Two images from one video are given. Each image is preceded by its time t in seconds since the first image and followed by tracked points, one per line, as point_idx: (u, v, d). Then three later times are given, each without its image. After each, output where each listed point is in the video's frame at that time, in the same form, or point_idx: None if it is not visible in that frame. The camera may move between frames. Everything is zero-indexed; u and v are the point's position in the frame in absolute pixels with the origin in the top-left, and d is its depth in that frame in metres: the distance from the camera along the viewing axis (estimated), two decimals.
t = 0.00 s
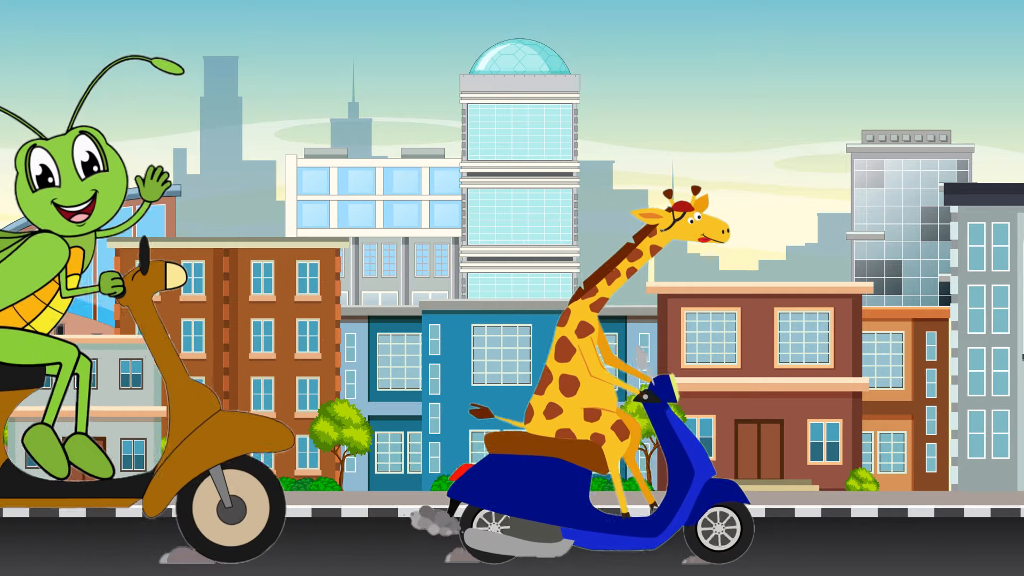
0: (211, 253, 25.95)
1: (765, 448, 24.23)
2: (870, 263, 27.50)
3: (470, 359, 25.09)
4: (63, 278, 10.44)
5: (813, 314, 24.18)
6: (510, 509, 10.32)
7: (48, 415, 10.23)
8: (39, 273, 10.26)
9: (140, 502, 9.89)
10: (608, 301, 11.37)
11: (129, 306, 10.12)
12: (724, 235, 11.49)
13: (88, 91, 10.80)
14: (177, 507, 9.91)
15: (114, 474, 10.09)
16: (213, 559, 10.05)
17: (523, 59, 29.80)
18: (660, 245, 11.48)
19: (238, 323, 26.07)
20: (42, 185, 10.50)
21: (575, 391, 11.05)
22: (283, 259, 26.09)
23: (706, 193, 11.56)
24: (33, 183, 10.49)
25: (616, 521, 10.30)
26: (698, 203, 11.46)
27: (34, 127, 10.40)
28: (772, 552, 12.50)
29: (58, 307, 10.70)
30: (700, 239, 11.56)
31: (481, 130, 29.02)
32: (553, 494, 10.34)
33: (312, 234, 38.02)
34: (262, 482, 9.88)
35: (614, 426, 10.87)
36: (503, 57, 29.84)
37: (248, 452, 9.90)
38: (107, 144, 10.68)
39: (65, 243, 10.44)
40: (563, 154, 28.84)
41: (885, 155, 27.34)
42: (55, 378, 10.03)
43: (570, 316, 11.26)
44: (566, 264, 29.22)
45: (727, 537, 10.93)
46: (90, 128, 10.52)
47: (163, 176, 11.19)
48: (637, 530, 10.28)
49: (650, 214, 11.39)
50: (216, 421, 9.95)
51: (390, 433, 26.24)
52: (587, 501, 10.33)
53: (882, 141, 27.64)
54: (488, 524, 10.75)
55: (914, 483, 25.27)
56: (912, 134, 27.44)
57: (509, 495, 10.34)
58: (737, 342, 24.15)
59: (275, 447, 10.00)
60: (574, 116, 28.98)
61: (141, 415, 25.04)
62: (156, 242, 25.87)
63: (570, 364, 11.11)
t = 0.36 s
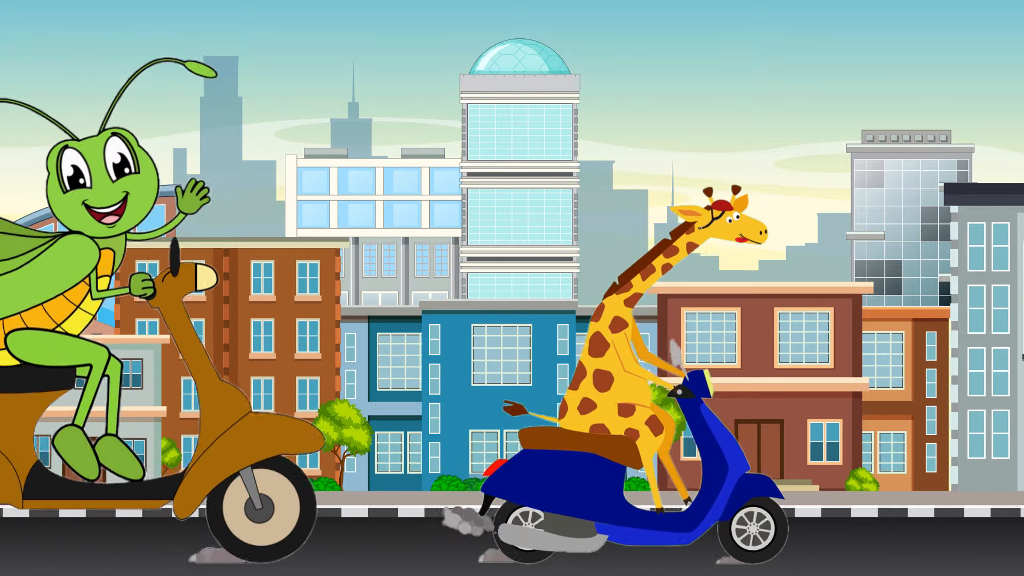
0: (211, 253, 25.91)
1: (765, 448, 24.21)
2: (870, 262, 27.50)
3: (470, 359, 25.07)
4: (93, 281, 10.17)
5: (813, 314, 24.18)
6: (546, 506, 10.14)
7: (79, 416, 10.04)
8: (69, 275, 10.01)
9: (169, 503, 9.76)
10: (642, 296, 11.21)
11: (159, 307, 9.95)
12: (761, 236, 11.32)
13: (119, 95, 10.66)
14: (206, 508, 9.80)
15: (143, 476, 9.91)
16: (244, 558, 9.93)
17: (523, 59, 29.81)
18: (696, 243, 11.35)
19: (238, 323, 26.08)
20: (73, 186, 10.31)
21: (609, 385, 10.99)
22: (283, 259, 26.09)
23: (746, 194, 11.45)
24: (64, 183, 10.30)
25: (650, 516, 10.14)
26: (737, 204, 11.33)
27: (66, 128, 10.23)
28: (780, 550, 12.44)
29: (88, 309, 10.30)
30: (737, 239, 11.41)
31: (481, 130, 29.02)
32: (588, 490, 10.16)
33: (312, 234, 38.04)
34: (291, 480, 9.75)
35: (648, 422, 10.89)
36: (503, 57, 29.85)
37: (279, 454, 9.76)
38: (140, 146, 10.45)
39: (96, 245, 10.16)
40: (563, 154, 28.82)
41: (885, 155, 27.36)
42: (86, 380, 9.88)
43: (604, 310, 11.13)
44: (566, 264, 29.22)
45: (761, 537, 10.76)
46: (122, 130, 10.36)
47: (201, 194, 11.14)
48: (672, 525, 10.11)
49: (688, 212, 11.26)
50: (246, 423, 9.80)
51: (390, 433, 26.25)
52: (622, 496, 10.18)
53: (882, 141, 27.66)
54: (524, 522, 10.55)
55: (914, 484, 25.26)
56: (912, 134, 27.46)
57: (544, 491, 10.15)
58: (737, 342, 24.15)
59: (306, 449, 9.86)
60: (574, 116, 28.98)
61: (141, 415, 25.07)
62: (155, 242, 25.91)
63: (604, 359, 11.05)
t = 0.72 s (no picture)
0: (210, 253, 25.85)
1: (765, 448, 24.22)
2: (870, 263, 27.51)
3: (470, 359, 25.08)
4: (123, 286, 10.47)
5: (813, 314, 24.18)
6: (579, 507, 10.25)
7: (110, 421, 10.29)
8: (99, 279, 10.29)
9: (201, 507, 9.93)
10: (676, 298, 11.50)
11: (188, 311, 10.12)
12: (793, 236, 11.55)
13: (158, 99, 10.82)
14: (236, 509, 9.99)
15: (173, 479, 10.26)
16: (275, 558, 10.11)
17: (523, 59, 29.80)
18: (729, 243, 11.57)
19: (238, 323, 26.05)
20: (106, 188, 10.51)
21: (643, 387, 11.25)
22: (283, 259, 26.07)
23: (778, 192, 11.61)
24: (97, 185, 10.50)
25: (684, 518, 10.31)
26: (769, 203, 11.53)
27: (101, 130, 10.44)
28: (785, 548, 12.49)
29: (120, 313, 10.59)
30: (770, 238, 11.63)
31: (481, 130, 29.02)
32: (621, 492, 10.31)
33: (312, 234, 38.02)
34: (323, 480, 9.94)
35: (682, 424, 11.21)
36: (503, 57, 29.83)
37: (308, 457, 9.92)
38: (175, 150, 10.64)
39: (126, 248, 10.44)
40: (563, 155, 28.82)
41: (885, 155, 27.37)
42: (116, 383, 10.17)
43: (638, 312, 11.38)
44: (566, 264, 29.18)
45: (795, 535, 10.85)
46: (157, 135, 10.52)
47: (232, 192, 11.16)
48: (706, 528, 10.30)
49: (721, 213, 11.44)
50: (275, 426, 9.97)
51: (392, 433, 26.23)
52: (654, 498, 10.32)
53: (882, 141, 27.66)
54: (558, 522, 10.66)
55: (914, 484, 25.25)
56: (912, 134, 27.45)
57: (577, 493, 10.27)
58: (737, 342, 24.11)
59: (337, 452, 9.99)
60: (574, 116, 28.95)
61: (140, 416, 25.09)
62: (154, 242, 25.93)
63: (638, 362, 11.30)
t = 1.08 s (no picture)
0: (211, 253, 25.92)
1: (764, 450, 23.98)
2: (870, 263, 27.51)
3: (470, 359, 25.08)
4: (154, 276, 10.96)
5: (813, 314, 24.18)
6: (611, 508, 10.58)
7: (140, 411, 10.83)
8: (127, 270, 10.80)
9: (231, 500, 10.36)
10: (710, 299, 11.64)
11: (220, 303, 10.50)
12: (823, 232, 11.74)
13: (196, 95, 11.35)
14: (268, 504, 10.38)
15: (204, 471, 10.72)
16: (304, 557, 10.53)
17: (523, 59, 29.80)
18: (760, 243, 11.71)
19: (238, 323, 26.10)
20: (140, 178, 11.05)
21: (677, 390, 11.40)
22: (283, 259, 26.02)
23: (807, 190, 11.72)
24: (131, 174, 11.05)
25: (718, 520, 10.48)
26: (798, 201, 11.66)
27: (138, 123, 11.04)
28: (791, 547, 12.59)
29: (150, 305, 11.02)
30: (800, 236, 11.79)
31: (481, 130, 29.02)
32: (655, 493, 10.56)
33: (313, 233, 38.00)
34: (352, 479, 10.34)
35: (715, 426, 11.28)
36: (503, 57, 29.83)
37: (336, 450, 10.32)
38: (208, 145, 11.14)
39: (156, 240, 10.96)
40: (563, 155, 28.84)
41: (885, 155, 27.39)
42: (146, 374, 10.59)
43: (671, 315, 11.57)
44: (566, 264, 29.16)
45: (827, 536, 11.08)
46: (193, 128, 11.04)
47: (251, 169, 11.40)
48: (740, 529, 10.46)
49: (750, 213, 11.63)
50: (306, 418, 10.37)
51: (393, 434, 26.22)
52: (688, 500, 10.53)
53: (882, 141, 27.67)
54: (591, 523, 10.94)
55: (914, 484, 25.26)
56: (912, 134, 27.46)
57: (613, 494, 10.59)
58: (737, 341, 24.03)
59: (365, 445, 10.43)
60: (574, 116, 28.93)
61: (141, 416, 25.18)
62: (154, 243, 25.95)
63: (672, 363, 11.44)
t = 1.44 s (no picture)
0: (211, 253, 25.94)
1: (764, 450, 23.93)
2: (870, 262, 27.55)
3: (470, 360, 25.07)
4: (185, 280, 10.81)
5: (813, 314, 24.19)
6: (648, 504, 10.39)
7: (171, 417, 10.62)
8: (160, 276, 10.68)
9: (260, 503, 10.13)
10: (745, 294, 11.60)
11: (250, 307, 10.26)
12: (855, 221, 11.68)
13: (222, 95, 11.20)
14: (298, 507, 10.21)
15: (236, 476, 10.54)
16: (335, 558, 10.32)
17: (523, 59, 29.79)
18: (791, 236, 11.69)
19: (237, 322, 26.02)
20: (169, 183, 10.90)
21: (711, 385, 11.28)
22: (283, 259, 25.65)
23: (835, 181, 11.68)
24: (160, 180, 10.91)
25: (756, 516, 10.39)
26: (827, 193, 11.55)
27: (164, 126, 10.87)
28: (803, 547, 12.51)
29: (180, 309, 10.96)
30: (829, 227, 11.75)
31: (481, 130, 29.01)
32: (693, 490, 10.40)
33: (312, 233, 38.05)
34: (383, 479, 10.14)
35: (749, 421, 11.25)
36: (504, 57, 29.81)
37: (369, 453, 10.07)
38: (236, 147, 11.00)
39: (187, 246, 10.82)
40: (563, 155, 28.82)
41: (884, 155, 27.40)
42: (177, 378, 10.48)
43: (705, 310, 11.49)
44: (566, 264, 29.18)
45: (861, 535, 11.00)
46: (221, 131, 10.89)
47: (289, 184, 11.18)
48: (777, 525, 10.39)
49: (780, 206, 11.59)
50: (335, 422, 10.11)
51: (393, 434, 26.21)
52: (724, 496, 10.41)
53: (882, 141, 27.72)
54: (628, 521, 10.76)
55: (914, 484, 25.30)
56: (912, 134, 27.50)
57: (650, 490, 10.39)
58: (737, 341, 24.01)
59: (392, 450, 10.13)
60: (574, 116, 28.91)
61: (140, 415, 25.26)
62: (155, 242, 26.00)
63: (706, 359, 11.36)
